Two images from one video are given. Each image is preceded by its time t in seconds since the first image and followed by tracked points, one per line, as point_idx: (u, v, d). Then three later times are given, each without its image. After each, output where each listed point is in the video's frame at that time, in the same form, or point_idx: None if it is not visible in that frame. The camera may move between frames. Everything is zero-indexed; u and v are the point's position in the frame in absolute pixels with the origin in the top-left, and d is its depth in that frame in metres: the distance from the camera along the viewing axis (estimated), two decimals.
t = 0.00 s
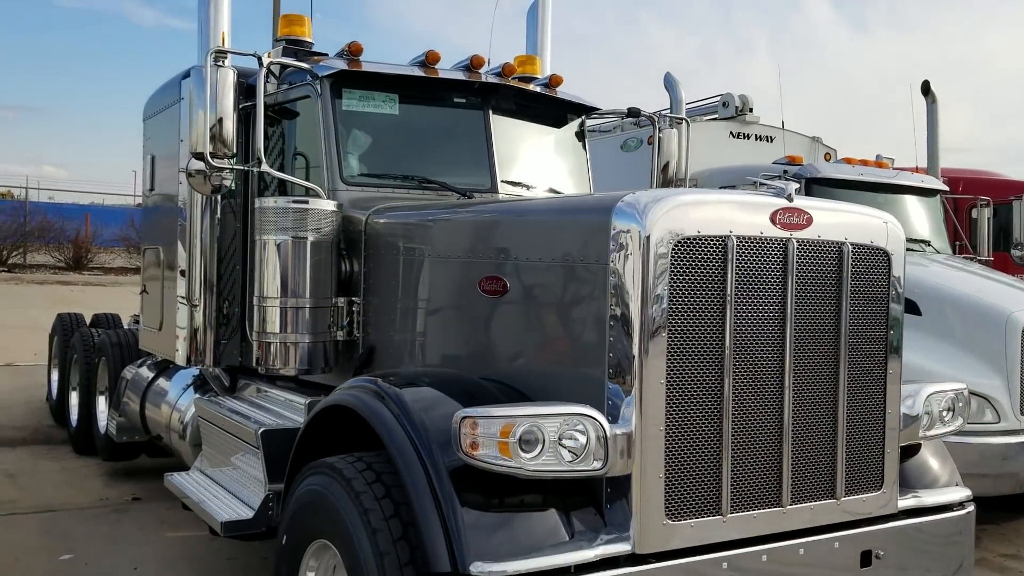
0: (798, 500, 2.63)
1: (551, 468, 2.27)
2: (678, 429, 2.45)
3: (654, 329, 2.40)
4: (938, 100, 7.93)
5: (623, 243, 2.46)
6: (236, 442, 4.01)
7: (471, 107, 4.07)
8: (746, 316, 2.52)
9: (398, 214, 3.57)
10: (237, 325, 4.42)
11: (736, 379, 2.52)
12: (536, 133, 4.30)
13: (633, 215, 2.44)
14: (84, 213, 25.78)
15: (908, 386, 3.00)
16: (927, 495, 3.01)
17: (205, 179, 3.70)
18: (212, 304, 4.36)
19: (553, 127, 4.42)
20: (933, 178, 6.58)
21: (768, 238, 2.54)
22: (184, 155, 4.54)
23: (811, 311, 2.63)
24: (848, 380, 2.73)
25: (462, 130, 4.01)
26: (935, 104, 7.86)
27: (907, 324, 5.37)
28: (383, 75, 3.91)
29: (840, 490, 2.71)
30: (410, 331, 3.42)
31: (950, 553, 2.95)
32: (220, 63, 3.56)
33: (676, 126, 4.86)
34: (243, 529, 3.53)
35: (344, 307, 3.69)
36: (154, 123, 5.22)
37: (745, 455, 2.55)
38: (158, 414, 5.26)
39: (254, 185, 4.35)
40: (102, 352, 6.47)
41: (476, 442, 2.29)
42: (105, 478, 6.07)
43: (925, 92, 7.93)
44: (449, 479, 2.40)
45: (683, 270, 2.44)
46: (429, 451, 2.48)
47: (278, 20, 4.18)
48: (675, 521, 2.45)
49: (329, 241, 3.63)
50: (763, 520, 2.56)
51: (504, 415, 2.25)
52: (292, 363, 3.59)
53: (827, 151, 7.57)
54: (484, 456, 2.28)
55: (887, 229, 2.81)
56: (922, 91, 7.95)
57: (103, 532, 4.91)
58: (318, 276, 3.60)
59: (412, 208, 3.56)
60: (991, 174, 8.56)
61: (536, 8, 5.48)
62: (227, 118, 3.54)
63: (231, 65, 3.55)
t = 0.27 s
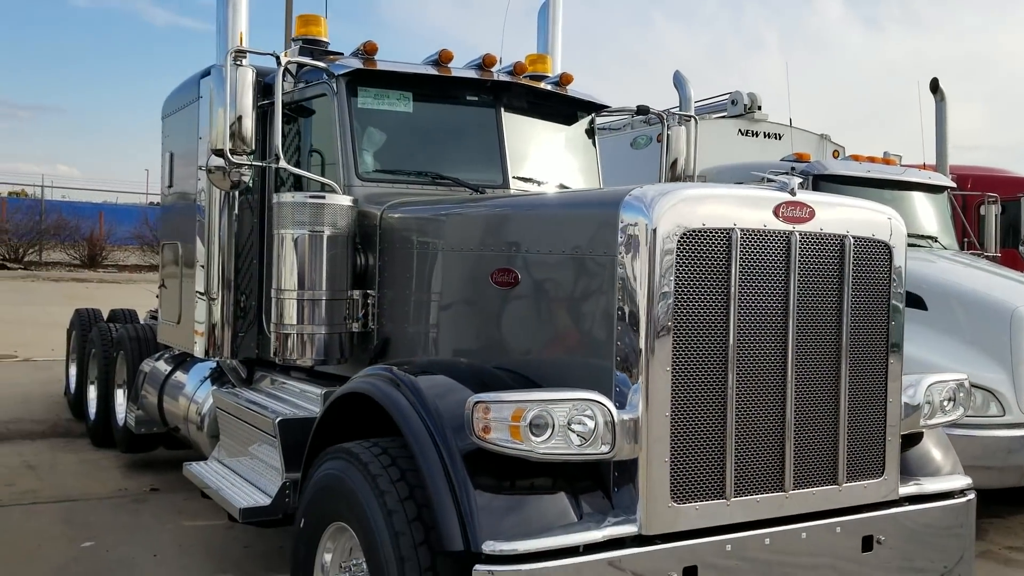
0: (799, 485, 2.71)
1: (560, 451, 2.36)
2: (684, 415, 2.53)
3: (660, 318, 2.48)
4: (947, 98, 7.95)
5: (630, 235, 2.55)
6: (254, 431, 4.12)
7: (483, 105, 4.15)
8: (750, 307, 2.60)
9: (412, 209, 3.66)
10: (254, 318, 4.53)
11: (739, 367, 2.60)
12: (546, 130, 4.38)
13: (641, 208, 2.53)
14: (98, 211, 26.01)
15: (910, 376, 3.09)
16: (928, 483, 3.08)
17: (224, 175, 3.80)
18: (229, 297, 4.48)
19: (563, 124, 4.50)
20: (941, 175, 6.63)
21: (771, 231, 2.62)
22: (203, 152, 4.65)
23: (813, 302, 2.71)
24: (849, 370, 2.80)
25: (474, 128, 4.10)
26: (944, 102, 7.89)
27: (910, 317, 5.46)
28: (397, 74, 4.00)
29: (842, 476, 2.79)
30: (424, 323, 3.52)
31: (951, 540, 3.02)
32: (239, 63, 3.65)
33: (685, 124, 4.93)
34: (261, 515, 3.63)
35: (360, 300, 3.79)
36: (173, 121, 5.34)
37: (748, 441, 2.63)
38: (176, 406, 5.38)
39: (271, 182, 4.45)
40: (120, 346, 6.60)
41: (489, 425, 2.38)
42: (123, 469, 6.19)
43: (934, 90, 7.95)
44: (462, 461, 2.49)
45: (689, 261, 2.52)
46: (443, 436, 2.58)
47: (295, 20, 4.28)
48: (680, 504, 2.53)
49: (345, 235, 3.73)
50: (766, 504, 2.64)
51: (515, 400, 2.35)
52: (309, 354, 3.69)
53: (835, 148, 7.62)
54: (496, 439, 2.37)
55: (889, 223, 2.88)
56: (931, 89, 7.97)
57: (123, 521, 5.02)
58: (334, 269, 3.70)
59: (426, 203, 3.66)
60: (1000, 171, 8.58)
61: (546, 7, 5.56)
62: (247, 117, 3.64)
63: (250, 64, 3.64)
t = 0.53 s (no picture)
0: (796, 469, 2.77)
1: (560, 432, 2.42)
2: (683, 399, 2.59)
3: (659, 302, 2.54)
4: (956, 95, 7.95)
5: (630, 222, 2.61)
6: (265, 419, 4.20)
7: (491, 99, 4.21)
8: (748, 292, 2.66)
9: (420, 200, 3.73)
10: (265, 308, 4.62)
11: (737, 352, 2.66)
12: (553, 123, 4.44)
13: (641, 196, 2.59)
14: (112, 209, 26.21)
15: (907, 363, 3.13)
16: (926, 469, 3.12)
17: (236, 167, 3.85)
18: (240, 287, 4.56)
19: (569, 118, 4.56)
20: (947, 171, 6.65)
21: (770, 219, 2.68)
22: (215, 145, 4.73)
23: (811, 289, 2.76)
24: (847, 356, 2.85)
25: (482, 121, 4.17)
26: (953, 99, 7.89)
27: (914, 311, 5.49)
28: (406, 68, 4.07)
29: (839, 460, 2.84)
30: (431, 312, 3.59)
31: (947, 525, 3.06)
32: (251, 56, 3.69)
33: (691, 118, 4.98)
34: (271, 499, 3.70)
35: (368, 289, 3.87)
36: (186, 115, 5.43)
37: (746, 424, 2.68)
38: (188, 396, 5.47)
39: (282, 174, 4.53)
40: (134, 337, 6.70)
41: (491, 405, 2.45)
42: (136, 459, 6.29)
43: (943, 87, 7.94)
44: (465, 440, 2.56)
45: (688, 247, 2.58)
46: (446, 416, 2.64)
47: (307, 15, 4.36)
48: (678, 485, 2.59)
49: (354, 225, 3.81)
50: (763, 487, 2.70)
51: (517, 380, 2.42)
52: (318, 341, 3.78)
53: (843, 144, 7.65)
54: (497, 419, 2.44)
55: (887, 213, 2.93)
56: (940, 86, 7.97)
57: (136, 507, 5.12)
58: (343, 258, 3.78)
59: (434, 194, 3.73)
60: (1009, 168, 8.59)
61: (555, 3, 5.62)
62: (258, 109, 3.69)
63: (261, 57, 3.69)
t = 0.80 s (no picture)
0: (781, 449, 2.82)
1: (546, 408, 2.47)
2: (669, 378, 2.64)
3: (646, 282, 2.59)
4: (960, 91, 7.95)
5: (617, 205, 2.66)
6: (265, 404, 4.27)
7: (489, 90, 4.27)
8: (733, 274, 2.71)
9: (418, 187, 3.79)
10: (267, 295, 4.70)
11: (723, 333, 2.70)
12: (551, 114, 4.49)
13: (628, 178, 2.63)
14: (123, 205, 26.39)
15: (895, 349, 3.16)
16: (912, 453, 3.16)
17: (237, 155, 3.89)
18: (243, 274, 4.65)
19: (568, 110, 4.61)
20: (948, 165, 6.68)
21: (756, 202, 2.73)
22: (219, 135, 4.81)
23: (796, 272, 2.81)
24: (833, 339, 2.90)
25: (480, 111, 4.23)
26: (957, 95, 7.89)
27: (913, 303, 5.51)
28: (406, 58, 4.12)
29: (823, 441, 2.89)
30: (428, 298, 3.64)
31: (933, 509, 3.10)
32: (253, 46, 3.76)
33: (689, 110, 5.02)
34: (269, 481, 3.76)
35: (366, 275, 3.94)
36: (191, 106, 5.51)
37: (731, 404, 2.73)
38: (193, 384, 5.55)
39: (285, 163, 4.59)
40: (140, 327, 6.80)
41: (479, 381, 2.50)
42: (142, 446, 6.38)
43: (947, 83, 7.95)
44: (453, 417, 2.61)
45: (674, 229, 2.63)
46: (436, 395, 2.69)
47: (309, 6, 4.42)
48: (663, 462, 2.64)
49: (353, 213, 3.88)
50: (747, 466, 2.75)
51: (505, 357, 2.48)
52: (316, 326, 3.86)
53: (845, 140, 7.67)
54: (485, 395, 2.49)
55: (873, 199, 2.98)
56: (943, 83, 7.97)
57: (141, 492, 5.20)
58: (342, 245, 3.86)
59: (432, 181, 3.78)
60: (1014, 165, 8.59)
61: None
62: (259, 99, 3.76)
63: (263, 47, 3.75)
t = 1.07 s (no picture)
0: (759, 427, 2.87)
1: (524, 384, 2.53)
2: (647, 357, 2.69)
3: (623, 262, 2.64)
4: (961, 83, 7.94)
5: (596, 186, 2.71)
6: (261, 387, 4.34)
7: (481, 78, 4.32)
8: (712, 255, 2.75)
9: (410, 173, 3.85)
10: (265, 281, 4.77)
11: (700, 312, 2.75)
12: (544, 103, 4.53)
13: (607, 160, 2.68)
14: (133, 199, 26.56)
15: (875, 331, 3.20)
16: (893, 434, 3.20)
17: (234, 141, 4.03)
18: (241, 260, 4.73)
19: (562, 98, 4.65)
20: (945, 156, 6.70)
21: (733, 185, 2.77)
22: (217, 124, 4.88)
23: (775, 253, 2.86)
24: (812, 320, 2.95)
25: (473, 99, 4.28)
26: (958, 88, 7.88)
27: (907, 292, 5.52)
28: (400, 46, 4.18)
29: (802, 421, 2.94)
30: (420, 282, 3.70)
31: (912, 488, 3.14)
32: (248, 34, 3.83)
33: (684, 100, 5.05)
34: (263, 462, 3.82)
35: (358, 261, 4.01)
36: (193, 96, 5.58)
37: (709, 383, 2.78)
38: (193, 370, 5.62)
39: (281, 150, 4.66)
40: (145, 315, 6.90)
41: (458, 358, 2.57)
42: (146, 432, 6.47)
43: (948, 75, 7.94)
44: (434, 393, 2.66)
45: (652, 210, 2.67)
46: (419, 373, 2.73)
47: None
48: (641, 439, 2.69)
49: (345, 199, 3.96)
50: (725, 443, 2.80)
51: (485, 334, 2.54)
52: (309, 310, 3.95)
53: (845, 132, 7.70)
54: (465, 372, 2.55)
55: (853, 183, 3.02)
56: (945, 75, 7.97)
57: (143, 476, 5.29)
58: (334, 230, 3.94)
59: (424, 167, 3.83)
60: (1016, 156, 8.58)
61: None
62: (253, 87, 3.85)
63: (257, 35, 3.81)
